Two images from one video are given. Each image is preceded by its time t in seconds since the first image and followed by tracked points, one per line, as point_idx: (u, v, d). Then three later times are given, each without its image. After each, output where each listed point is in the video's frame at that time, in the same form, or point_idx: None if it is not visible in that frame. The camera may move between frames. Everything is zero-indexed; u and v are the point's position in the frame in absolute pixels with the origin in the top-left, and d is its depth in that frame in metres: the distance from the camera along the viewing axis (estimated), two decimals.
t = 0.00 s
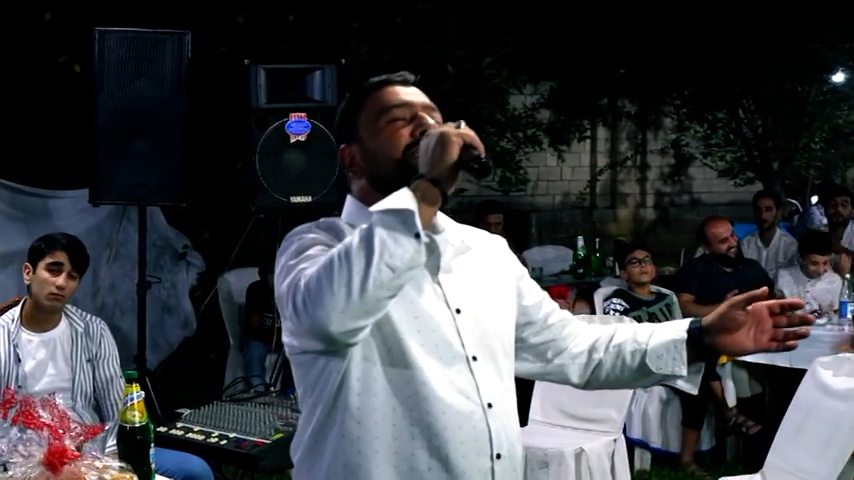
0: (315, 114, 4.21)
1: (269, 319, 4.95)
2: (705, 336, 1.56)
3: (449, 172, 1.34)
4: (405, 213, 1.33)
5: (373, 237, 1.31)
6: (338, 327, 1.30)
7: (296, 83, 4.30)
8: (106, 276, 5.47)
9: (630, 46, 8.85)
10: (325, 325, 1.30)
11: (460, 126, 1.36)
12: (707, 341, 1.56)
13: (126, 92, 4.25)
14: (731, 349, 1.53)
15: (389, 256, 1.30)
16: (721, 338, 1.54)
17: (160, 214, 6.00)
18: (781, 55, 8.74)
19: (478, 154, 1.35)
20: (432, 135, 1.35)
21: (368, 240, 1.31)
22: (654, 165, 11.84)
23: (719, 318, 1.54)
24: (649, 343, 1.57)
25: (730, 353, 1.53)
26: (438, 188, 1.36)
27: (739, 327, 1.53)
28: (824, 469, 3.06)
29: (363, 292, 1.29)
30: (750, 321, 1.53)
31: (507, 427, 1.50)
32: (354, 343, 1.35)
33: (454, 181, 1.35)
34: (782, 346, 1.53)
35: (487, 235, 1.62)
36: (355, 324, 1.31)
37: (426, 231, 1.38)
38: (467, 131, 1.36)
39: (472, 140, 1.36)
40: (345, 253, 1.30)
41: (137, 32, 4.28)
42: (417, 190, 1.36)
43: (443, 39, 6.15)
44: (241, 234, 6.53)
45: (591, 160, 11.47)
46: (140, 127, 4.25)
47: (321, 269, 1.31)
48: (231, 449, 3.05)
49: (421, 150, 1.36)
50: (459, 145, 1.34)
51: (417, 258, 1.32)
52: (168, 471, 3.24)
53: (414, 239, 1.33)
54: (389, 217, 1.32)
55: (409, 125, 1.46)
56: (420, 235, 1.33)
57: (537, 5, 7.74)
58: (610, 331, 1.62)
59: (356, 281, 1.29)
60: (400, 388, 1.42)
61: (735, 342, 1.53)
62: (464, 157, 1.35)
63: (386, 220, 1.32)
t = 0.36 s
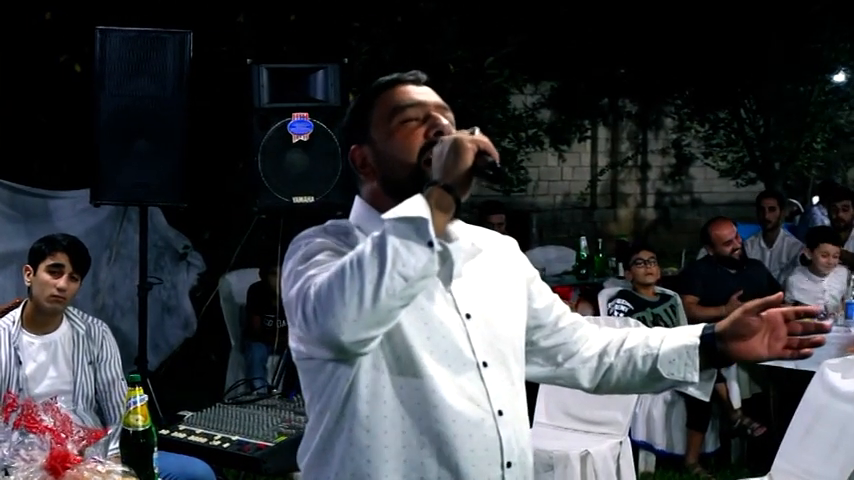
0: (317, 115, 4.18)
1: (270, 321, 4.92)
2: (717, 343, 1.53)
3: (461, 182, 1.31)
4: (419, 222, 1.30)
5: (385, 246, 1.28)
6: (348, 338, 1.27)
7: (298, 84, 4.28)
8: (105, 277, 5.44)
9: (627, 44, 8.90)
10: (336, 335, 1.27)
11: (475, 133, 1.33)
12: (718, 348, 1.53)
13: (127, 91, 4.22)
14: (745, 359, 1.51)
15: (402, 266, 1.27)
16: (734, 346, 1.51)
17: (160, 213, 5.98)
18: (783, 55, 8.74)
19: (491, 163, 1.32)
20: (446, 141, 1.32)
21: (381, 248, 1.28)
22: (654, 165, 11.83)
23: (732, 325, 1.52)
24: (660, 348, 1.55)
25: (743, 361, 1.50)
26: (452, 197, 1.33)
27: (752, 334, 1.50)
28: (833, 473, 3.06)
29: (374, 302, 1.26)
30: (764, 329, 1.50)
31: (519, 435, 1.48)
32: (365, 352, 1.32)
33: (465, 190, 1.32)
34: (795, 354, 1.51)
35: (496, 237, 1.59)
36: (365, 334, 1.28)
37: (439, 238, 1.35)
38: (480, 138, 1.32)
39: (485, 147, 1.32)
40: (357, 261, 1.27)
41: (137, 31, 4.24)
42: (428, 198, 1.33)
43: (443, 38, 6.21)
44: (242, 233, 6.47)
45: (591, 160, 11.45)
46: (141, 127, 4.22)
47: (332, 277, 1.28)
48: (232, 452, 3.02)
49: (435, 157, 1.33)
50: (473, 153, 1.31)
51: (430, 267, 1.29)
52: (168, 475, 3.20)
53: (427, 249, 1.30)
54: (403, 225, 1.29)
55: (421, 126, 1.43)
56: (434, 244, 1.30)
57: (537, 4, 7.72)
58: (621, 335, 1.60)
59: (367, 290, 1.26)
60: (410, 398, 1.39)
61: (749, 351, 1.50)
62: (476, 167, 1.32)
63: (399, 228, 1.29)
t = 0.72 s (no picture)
0: (316, 114, 4.13)
1: (268, 322, 4.87)
2: (729, 352, 1.49)
3: (478, 194, 1.26)
4: (427, 230, 1.24)
5: (391, 253, 1.23)
6: (347, 346, 1.22)
7: (298, 84, 4.24)
8: (103, 277, 5.39)
9: (625, 42, 8.89)
10: (334, 342, 1.22)
11: (495, 142, 1.29)
12: (731, 356, 1.49)
13: (125, 90, 4.17)
14: (758, 370, 1.47)
15: (407, 274, 1.22)
16: (748, 356, 1.47)
17: (158, 214, 5.92)
18: (783, 55, 8.69)
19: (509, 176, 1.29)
20: (465, 149, 1.27)
21: (385, 255, 1.23)
22: (653, 164, 11.79)
23: (746, 335, 1.47)
24: (672, 358, 1.50)
25: (756, 372, 1.46)
26: (466, 208, 1.28)
27: (766, 344, 1.46)
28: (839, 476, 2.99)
29: (377, 310, 1.21)
30: (780, 340, 1.46)
31: (528, 444, 1.43)
32: (367, 360, 1.27)
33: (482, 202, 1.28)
34: (809, 365, 1.47)
35: (505, 240, 1.55)
36: (366, 342, 1.23)
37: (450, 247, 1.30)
38: (502, 149, 1.28)
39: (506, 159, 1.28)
40: (361, 266, 1.22)
41: (135, 30, 4.21)
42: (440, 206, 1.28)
43: (443, 37, 6.13)
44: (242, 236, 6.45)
45: (591, 160, 11.41)
46: (140, 127, 4.17)
47: (333, 282, 1.23)
48: (231, 456, 2.97)
49: (450, 167, 1.28)
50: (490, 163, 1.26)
51: (438, 276, 1.24)
52: None
53: (436, 257, 1.24)
54: (411, 232, 1.24)
55: (427, 124, 1.38)
56: (443, 252, 1.25)
57: (537, 4, 7.67)
58: (632, 343, 1.54)
59: (370, 298, 1.21)
60: (415, 406, 1.35)
61: (763, 361, 1.46)
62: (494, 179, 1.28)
63: (407, 235, 1.24)
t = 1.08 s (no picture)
0: (319, 113, 4.06)
1: (269, 325, 4.80)
2: (763, 365, 1.40)
3: (501, 199, 1.16)
4: (453, 236, 1.13)
5: (415, 261, 1.11)
6: (372, 363, 1.10)
7: (300, 83, 4.14)
8: (100, 279, 5.34)
9: (621, 39, 8.91)
10: (357, 360, 1.10)
11: (516, 139, 1.18)
12: (766, 371, 1.40)
13: (124, 89, 4.09)
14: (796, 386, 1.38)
15: (432, 284, 1.10)
16: (783, 371, 1.39)
17: (156, 215, 5.83)
18: (783, 55, 8.59)
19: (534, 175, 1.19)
20: (484, 146, 1.16)
21: (409, 263, 1.11)
22: (652, 164, 11.73)
23: (782, 348, 1.39)
24: (704, 372, 1.41)
25: (793, 388, 1.38)
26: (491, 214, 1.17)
27: (804, 358, 1.38)
28: None
29: (402, 323, 1.09)
30: (818, 353, 1.39)
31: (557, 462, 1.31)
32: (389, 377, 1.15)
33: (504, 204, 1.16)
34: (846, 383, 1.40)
35: (532, 248, 1.48)
36: (392, 359, 1.11)
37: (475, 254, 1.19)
38: (524, 144, 1.18)
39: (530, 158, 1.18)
40: (384, 276, 1.10)
41: (134, 28, 4.13)
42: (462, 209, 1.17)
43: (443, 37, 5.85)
44: (242, 235, 6.53)
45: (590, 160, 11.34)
46: (140, 127, 4.10)
47: (353, 294, 1.11)
48: (235, 465, 2.88)
49: (471, 168, 1.17)
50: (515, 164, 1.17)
51: (464, 285, 1.13)
52: None
53: (463, 265, 1.13)
54: (436, 237, 1.12)
55: (450, 123, 1.31)
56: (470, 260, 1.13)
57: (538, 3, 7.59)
58: (662, 357, 1.46)
59: (394, 310, 1.09)
60: (438, 423, 1.24)
61: (799, 376, 1.38)
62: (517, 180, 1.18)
63: (431, 243, 1.12)
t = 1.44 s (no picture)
0: (307, 112, 4.00)
1: (255, 327, 4.75)
2: (790, 374, 1.33)
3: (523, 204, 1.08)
4: (476, 252, 1.07)
5: (436, 280, 1.05)
6: (391, 385, 1.04)
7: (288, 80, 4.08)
8: (82, 281, 5.27)
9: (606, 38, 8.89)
10: (375, 382, 1.04)
11: (537, 145, 1.10)
12: (792, 381, 1.33)
13: (109, 88, 4.03)
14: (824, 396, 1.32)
15: (454, 303, 1.04)
16: (809, 380, 1.31)
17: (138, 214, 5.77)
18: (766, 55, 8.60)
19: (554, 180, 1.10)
20: (502, 153, 1.08)
21: (429, 282, 1.05)
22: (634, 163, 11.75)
23: (807, 357, 1.32)
24: (726, 382, 1.34)
25: (820, 397, 1.31)
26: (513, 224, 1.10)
27: (831, 367, 1.31)
28: None
29: (422, 345, 1.03)
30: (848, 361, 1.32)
31: None
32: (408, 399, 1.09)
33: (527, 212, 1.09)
34: None
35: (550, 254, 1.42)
36: (412, 380, 1.05)
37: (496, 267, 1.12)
38: (545, 151, 1.09)
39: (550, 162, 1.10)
40: (403, 294, 1.04)
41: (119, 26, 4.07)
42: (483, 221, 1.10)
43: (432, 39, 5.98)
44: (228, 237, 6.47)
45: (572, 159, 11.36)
46: (125, 126, 4.03)
47: (371, 313, 1.05)
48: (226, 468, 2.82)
49: (488, 172, 1.09)
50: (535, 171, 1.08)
51: (488, 303, 1.06)
52: None
53: (485, 281, 1.06)
54: (457, 252, 1.06)
55: (453, 126, 1.23)
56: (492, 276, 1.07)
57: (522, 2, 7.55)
58: (683, 367, 1.40)
59: (415, 331, 1.03)
60: (456, 440, 1.18)
61: (827, 385, 1.31)
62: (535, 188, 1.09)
63: (452, 258, 1.06)
